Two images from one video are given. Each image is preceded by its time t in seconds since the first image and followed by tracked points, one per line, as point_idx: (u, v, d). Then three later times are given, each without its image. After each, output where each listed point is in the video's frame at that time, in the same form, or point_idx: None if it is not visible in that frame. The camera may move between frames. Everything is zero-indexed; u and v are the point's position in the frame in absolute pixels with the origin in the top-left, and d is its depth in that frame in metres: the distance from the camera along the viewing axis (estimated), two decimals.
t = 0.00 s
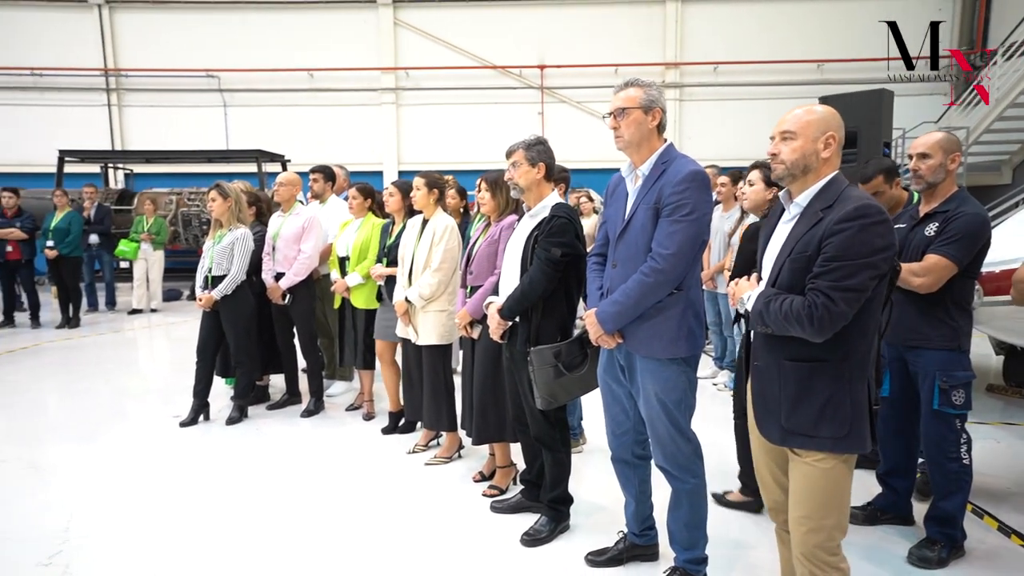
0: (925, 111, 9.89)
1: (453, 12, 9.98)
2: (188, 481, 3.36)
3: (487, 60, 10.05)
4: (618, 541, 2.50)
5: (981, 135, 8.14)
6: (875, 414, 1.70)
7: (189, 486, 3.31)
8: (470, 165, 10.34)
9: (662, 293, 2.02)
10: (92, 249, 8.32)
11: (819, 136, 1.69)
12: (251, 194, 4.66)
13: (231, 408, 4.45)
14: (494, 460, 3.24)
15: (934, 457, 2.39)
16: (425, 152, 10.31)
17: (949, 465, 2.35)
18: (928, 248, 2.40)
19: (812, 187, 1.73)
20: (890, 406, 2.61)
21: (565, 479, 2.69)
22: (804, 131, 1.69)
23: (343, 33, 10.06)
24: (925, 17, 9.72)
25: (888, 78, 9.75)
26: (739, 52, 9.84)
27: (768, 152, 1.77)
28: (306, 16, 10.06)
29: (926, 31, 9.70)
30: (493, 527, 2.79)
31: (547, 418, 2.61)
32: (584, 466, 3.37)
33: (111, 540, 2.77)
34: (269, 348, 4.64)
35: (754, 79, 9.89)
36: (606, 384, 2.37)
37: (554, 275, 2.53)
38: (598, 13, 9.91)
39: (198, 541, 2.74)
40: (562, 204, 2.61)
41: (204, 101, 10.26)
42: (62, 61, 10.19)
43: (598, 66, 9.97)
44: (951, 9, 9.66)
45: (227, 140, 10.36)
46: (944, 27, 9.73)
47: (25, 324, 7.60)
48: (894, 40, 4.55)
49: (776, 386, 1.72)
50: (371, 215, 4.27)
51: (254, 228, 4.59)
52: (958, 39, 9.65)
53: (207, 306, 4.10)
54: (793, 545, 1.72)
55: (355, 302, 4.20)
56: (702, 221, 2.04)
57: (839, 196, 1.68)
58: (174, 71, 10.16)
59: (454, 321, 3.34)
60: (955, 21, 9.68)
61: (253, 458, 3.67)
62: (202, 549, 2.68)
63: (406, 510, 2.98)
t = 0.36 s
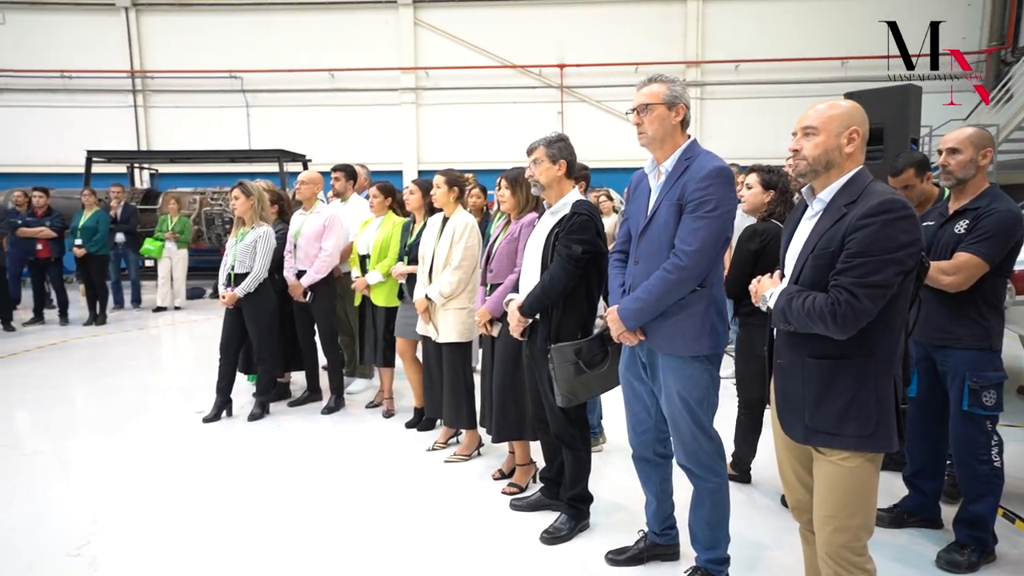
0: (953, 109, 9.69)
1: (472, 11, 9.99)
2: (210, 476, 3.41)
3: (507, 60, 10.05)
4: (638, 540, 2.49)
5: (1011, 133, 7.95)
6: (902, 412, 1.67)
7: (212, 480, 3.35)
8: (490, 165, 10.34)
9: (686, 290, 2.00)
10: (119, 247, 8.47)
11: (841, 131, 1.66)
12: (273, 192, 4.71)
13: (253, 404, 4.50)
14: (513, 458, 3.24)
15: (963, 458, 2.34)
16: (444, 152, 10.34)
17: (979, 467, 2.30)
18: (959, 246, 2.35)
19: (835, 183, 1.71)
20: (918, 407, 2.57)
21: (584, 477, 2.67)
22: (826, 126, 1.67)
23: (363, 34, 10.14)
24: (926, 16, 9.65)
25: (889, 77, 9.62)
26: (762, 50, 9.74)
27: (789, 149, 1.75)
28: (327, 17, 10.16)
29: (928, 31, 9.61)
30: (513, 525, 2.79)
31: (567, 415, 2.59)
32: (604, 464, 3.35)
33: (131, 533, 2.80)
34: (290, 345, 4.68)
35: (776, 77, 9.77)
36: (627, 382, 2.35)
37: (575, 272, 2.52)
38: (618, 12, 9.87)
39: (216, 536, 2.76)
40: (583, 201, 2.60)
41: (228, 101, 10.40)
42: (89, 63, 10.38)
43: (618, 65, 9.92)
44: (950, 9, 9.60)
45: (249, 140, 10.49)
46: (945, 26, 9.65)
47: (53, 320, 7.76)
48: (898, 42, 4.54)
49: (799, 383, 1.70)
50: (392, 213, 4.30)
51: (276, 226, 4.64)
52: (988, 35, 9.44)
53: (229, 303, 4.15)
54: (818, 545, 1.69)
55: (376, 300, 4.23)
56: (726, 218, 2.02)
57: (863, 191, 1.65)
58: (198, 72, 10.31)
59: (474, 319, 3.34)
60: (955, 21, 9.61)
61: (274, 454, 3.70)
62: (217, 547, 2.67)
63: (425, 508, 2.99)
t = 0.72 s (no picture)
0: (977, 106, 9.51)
1: (489, 11, 10.01)
2: (228, 472, 3.44)
3: (524, 59, 10.05)
4: (656, 539, 2.47)
5: None
6: (926, 411, 1.64)
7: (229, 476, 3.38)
8: (507, 164, 10.34)
9: (705, 287, 1.99)
10: (140, 246, 8.60)
11: (861, 126, 1.64)
12: (292, 190, 4.75)
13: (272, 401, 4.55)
14: (530, 456, 3.24)
15: (988, 459, 2.30)
16: (460, 152, 10.37)
17: (1006, 469, 2.26)
18: (985, 244, 2.31)
19: (855, 178, 1.69)
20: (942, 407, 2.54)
21: (602, 476, 2.66)
22: (847, 121, 1.65)
23: (380, 34, 10.20)
24: (925, 17, 9.51)
25: (889, 76, 9.52)
26: (780, 48, 9.64)
27: (809, 145, 1.73)
28: (345, 17, 10.23)
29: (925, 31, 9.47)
30: (529, 522, 2.79)
31: (585, 413, 2.58)
32: (621, 463, 3.34)
33: (150, 527, 2.83)
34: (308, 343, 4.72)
35: (795, 75, 9.67)
36: (646, 380, 2.34)
37: (593, 270, 2.51)
38: (634, 10, 9.83)
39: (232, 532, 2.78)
40: (601, 199, 2.59)
41: (247, 102, 10.51)
42: (112, 64, 10.53)
43: (635, 64, 9.89)
44: (950, 9, 9.48)
45: (268, 140, 10.59)
46: (944, 27, 9.52)
47: (77, 318, 7.89)
48: (895, 43, 4.53)
49: (820, 380, 1.68)
50: (409, 212, 4.31)
51: (294, 224, 4.68)
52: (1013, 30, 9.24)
53: (248, 301, 4.18)
54: (837, 545, 1.67)
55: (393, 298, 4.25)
56: (745, 214, 2.00)
57: (884, 186, 1.63)
58: (218, 73, 10.43)
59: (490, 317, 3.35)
60: (955, 21, 9.47)
61: (292, 451, 3.73)
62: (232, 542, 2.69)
63: (442, 505, 3.00)
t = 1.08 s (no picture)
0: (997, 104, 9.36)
1: (502, 10, 10.01)
2: (242, 469, 3.46)
3: (537, 58, 10.04)
4: (670, 538, 2.46)
5: None
6: (946, 409, 1.61)
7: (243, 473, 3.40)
8: (520, 163, 10.34)
9: (720, 284, 1.97)
10: (156, 245, 8.69)
11: (878, 120, 1.62)
12: (305, 189, 4.77)
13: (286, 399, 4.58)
14: (543, 454, 3.24)
15: (1010, 460, 2.26)
16: (473, 151, 10.38)
17: None
18: (1007, 241, 2.27)
19: (872, 173, 1.66)
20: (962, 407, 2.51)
21: (615, 474, 2.65)
22: (863, 116, 1.63)
23: (393, 34, 10.23)
24: (925, 17, 9.42)
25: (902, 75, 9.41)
26: (795, 46, 9.56)
27: (825, 140, 1.71)
28: (358, 17, 10.28)
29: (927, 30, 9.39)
30: (542, 521, 2.79)
31: (599, 412, 2.57)
32: (635, 462, 3.32)
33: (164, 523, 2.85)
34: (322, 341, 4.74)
35: (810, 73, 9.59)
36: (660, 378, 2.33)
37: (607, 267, 2.50)
38: (647, 8, 9.79)
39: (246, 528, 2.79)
40: (615, 196, 2.57)
41: (261, 102, 10.58)
42: (129, 65, 10.65)
43: (648, 63, 9.84)
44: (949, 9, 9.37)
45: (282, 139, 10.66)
46: (945, 27, 9.41)
47: (94, 316, 7.99)
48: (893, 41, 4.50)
49: (837, 378, 1.66)
50: (423, 210, 4.32)
51: (308, 223, 4.70)
52: None
53: (263, 299, 4.22)
54: (858, 545, 1.65)
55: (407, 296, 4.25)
56: (761, 211, 1.99)
57: (901, 181, 1.60)
58: (232, 73, 10.51)
59: (503, 315, 3.35)
60: (954, 21, 9.38)
61: (306, 448, 3.75)
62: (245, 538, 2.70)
63: (455, 503, 3.00)
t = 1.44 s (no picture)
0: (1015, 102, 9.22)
1: (513, 9, 10.01)
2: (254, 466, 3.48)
3: (548, 57, 10.02)
4: (682, 538, 2.44)
5: None
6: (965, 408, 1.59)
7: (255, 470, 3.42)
8: (531, 162, 10.33)
9: (732, 281, 1.95)
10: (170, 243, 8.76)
11: (893, 115, 1.59)
12: (317, 188, 4.79)
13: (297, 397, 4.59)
14: (555, 453, 3.23)
15: None
16: (485, 150, 10.38)
17: None
18: None
19: (888, 168, 1.64)
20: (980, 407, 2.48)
21: (627, 474, 2.63)
22: (878, 111, 1.60)
23: (405, 34, 10.26)
24: (925, 17, 9.36)
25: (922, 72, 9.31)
26: (808, 44, 9.49)
27: (839, 137, 1.69)
28: (370, 17, 10.31)
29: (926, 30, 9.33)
30: (553, 520, 2.77)
31: (610, 410, 2.55)
32: (647, 462, 3.30)
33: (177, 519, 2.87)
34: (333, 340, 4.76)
35: (824, 71, 9.50)
36: (672, 377, 2.31)
37: (619, 265, 2.48)
38: (660, 7, 9.75)
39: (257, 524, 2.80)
40: (627, 193, 2.56)
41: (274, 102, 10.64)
42: (144, 66, 10.74)
43: (659, 61, 9.80)
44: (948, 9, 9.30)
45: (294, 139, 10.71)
46: (949, 26, 9.34)
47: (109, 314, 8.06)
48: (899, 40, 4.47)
49: (851, 375, 1.64)
50: (435, 208, 4.32)
51: (320, 221, 4.72)
52: None
53: (275, 297, 4.24)
54: (876, 546, 1.62)
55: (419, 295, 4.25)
56: (772, 207, 1.96)
57: (916, 175, 1.58)
58: (245, 73, 10.58)
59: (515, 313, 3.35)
60: (953, 21, 9.31)
61: (317, 446, 3.76)
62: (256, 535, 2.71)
63: (465, 501, 2.99)
